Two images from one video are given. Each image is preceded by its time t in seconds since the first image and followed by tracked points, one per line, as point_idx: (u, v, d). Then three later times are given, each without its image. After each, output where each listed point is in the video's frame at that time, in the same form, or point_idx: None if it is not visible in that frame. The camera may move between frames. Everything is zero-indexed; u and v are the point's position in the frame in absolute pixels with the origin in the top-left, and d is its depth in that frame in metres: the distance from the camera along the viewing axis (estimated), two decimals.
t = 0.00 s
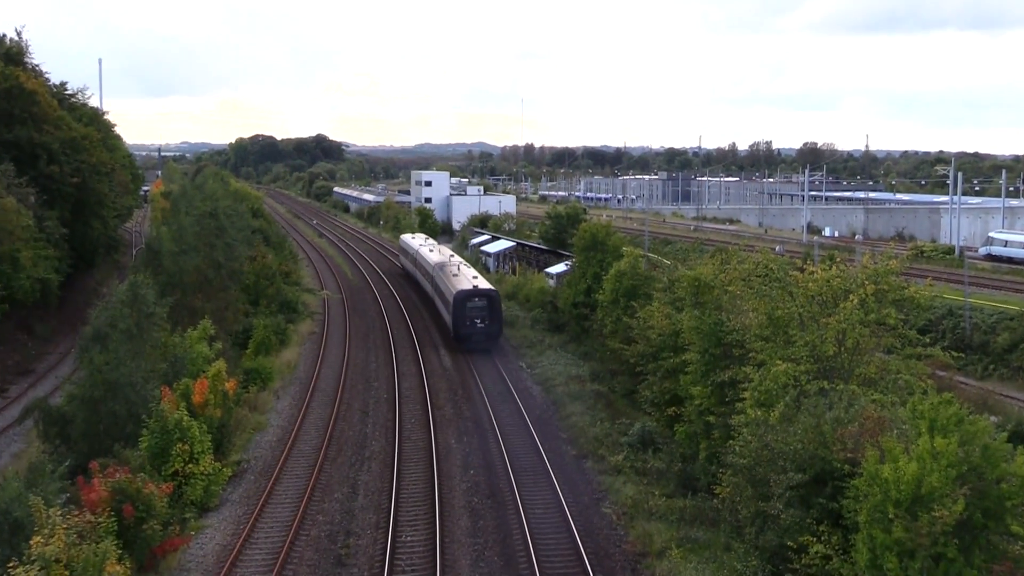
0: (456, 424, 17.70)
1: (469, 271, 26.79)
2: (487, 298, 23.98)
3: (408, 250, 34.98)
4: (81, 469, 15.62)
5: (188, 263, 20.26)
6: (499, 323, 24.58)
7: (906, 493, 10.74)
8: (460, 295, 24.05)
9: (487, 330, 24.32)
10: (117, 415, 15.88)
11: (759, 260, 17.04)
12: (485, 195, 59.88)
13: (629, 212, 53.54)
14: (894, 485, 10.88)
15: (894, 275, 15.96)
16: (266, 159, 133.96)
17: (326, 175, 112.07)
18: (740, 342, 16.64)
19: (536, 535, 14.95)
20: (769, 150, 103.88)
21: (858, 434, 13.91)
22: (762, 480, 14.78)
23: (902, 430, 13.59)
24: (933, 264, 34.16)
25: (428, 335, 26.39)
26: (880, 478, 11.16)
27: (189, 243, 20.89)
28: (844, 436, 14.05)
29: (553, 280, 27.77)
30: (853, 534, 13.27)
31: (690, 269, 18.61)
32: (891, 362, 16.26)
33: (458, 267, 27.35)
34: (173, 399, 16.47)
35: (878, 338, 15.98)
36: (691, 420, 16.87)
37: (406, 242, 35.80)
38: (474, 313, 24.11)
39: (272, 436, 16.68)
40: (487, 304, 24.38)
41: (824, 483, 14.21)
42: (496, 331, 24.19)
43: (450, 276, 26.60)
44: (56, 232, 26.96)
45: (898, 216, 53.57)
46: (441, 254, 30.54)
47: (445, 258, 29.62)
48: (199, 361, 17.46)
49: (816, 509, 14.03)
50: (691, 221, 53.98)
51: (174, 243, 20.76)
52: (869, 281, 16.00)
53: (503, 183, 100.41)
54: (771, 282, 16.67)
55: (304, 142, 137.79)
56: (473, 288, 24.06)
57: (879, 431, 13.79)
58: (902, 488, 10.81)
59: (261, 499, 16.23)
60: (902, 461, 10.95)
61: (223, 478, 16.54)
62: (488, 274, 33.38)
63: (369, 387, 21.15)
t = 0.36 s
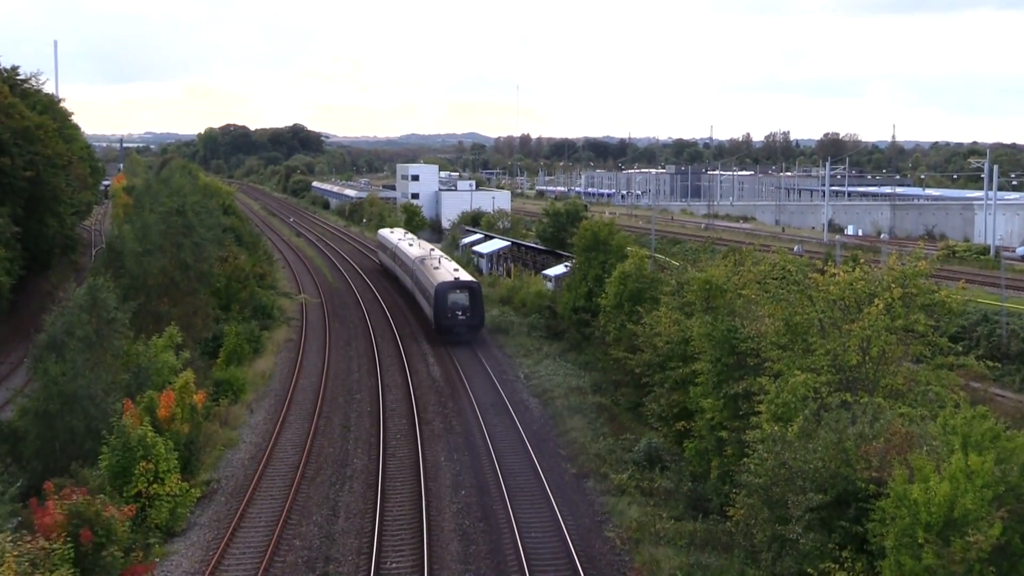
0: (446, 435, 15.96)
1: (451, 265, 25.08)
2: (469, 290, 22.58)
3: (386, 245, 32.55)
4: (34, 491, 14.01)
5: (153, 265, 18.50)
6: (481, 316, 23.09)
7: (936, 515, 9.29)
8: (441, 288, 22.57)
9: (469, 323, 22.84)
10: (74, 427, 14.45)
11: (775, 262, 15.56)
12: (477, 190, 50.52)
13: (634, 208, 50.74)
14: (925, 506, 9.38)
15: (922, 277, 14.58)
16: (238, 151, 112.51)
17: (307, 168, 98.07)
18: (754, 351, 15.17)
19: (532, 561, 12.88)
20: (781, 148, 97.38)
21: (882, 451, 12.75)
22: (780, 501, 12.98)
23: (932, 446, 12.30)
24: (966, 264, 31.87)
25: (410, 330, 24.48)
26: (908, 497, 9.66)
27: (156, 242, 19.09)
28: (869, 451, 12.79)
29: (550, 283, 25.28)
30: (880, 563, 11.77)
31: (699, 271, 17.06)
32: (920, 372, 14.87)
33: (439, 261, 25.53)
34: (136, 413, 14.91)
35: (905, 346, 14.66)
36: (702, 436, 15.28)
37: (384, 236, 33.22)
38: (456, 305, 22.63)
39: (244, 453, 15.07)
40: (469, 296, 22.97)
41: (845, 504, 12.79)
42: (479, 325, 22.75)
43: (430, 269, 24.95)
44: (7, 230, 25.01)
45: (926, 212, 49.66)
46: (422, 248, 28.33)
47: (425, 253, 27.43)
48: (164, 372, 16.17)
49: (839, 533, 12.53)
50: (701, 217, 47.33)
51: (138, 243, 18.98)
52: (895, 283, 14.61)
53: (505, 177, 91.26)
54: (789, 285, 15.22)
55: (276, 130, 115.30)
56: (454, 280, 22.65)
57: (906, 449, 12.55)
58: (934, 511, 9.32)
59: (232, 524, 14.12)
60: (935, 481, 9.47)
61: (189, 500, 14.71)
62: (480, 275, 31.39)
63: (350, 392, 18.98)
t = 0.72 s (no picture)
0: (435, 450, 14.59)
1: (431, 255, 23.83)
2: (450, 280, 21.68)
3: (364, 239, 30.70)
4: None
5: (116, 266, 16.77)
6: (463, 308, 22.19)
7: (972, 541, 8.10)
8: (421, 278, 21.63)
9: (450, 314, 21.94)
10: (33, 446, 12.87)
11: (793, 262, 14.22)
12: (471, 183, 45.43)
13: (637, 203, 48.34)
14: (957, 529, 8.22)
15: (957, 278, 13.11)
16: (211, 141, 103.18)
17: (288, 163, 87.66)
18: (773, 360, 13.86)
19: None
20: (802, 134, 91.35)
21: (913, 469, 11.01)
22: (802, 524, 11.50)
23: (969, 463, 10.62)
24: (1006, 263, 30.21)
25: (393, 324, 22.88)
26: (941, 521, 8.46)
27: (119, 242, 17.38)
28: (898, 467, 11.13)
29: (550, 285, 23.28)
30: None
31: (711, 271, 15.59)
32: (951, 382, 13.58)
33: (418, 253, 24.12)
34: (98, 427, 13.37)
35: (936, 354, 13.37)
36: (716, 451, 13.98)
37: (362, 229, 31.34)
38: (437, 296, 21.74)
39: (216, 471, 13.88)
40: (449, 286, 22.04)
41: (872, 527, 11.37)
42: (460, 317, 21.87)
43: (409, 261, 23.70)
44: None
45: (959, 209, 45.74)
46: (402, 240, 26.83)
47: (405, 246, 25.74)
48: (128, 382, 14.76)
49: (866, 560, 11.10)
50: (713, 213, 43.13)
51: (99, 242, 17.34)
52: (927, 286, 13.16)
53: (502, 168, 86.00)
54: (809, 287, 13.89)
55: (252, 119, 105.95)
56: (434, 270, 21.69)
57: (940, 467, 10.81)
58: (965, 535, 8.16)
59: (202, 547, 12.32)
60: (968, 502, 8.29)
61: (156, 523, 12.93)
62: (474, 276, 30.04)
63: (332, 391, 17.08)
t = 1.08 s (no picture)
0: (425, 472, 12.81)
1: (411, 249, 22.48)
2: (432, 273, 20.60)
3: (342, 234, 28.75)
4: None
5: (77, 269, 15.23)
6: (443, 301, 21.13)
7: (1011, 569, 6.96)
8: (402, 271, 20.48)
9: (430, 308, 20.86)
10: None
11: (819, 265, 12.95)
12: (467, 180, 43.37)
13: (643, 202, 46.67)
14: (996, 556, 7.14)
15: (1000, 280, 11.81)
16: (182, 132, 91.84)
17: (267, 155, 78.84)
18: (794, 372, 12.57)
19: None
20: (826, 124, 89.37)
21: (951, 490, 9.50)
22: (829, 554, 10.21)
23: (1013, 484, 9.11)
24: None
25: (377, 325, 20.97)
26: (979, 546, 7.41)
27: (82, 242, 15.81)
28: (935, 489, 9.59)
29: (552, 289, 21.87)
30: None
31: (728, 275, 14.24)
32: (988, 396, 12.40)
33: (397, 246, 22.72)
34: (56, 446, 11.51)
35: (974, 366, 12.16)
36: (733, 471, 12.66)
37: (339, 223, 29.30)
38: (418, 290, 20.63)
39: (188, 493, 12.38)
40: (430, 278, 21.00)
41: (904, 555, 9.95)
42: (441, 311, 20.85)
43: (389, 255, 22.38)
44: None
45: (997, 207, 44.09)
46: (381, 234, 25.32)
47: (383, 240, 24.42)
48: (91, 397, 13.01)
49: None
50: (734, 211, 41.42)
51: (59, 243, 15.69)
52: (964, 290, 11.81)
53: (500, 162, 82.33)
54: (835, 292, 12.60)
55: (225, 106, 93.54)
56: (415, 262, 20.56)
57: (980, 490, 9.29)
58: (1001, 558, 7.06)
59: None
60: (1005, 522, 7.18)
61: (121, 551, 11.03)
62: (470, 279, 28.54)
63: (313, 399, 15.14)
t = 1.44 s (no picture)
0: (420, 496, 11.57)
1: (394, 244, 21.91)
2: (414, 268, 20.46)
3: (320, 229, 27.88)
4: None
5: (36, 272, 13.90)
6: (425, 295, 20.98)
7: None
8: (384, 266, 20.23)
9: (412, 303, 20.73)
10: None
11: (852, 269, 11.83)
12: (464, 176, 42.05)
13: (650, 200, 45.33)
14: None
15: None
16: (154, 124, 86.55)
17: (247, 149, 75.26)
18: (824, 387, 11.37)
19: None
20: (859, 116, 87.48)
21: (997, 515, 7.73)
22: None
23: None
24: None
25: (365, 331, 19.51)
26: None
27: (44, 243, 14.21)
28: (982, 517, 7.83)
29: (558, 295, 20.62)
30: None
31: (752, 280, 13.08)
32: None
33: (380, 241, 22.14)
34: (14, 467, 10.24)
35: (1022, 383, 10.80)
36: (757, 495, 11.51)
37: (317, 219, 28.37)
38: (400, 285, 20.46)
39: (159, 518, 10.99)
40: (411, 273, 20.86)
41: None
42: (424, 305, 20.74)
43: (370, 250, 21.87)
44: None
45: None
46: (362, 229, 24.58)
47: (365, 235, 23.82)
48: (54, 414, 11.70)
49: None
50: (759, 211, 40.06)
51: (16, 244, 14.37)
52: (1011, 296, 10.39)
53: (502, 158, 79.88)
54: (869, 299, 11.31)
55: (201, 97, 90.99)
56: (397, 257, 20.41)
57: None
58: None
59: None
60: None
61: None
62: (470, 285, 27.07)
63: (297, 415, 13.89)
